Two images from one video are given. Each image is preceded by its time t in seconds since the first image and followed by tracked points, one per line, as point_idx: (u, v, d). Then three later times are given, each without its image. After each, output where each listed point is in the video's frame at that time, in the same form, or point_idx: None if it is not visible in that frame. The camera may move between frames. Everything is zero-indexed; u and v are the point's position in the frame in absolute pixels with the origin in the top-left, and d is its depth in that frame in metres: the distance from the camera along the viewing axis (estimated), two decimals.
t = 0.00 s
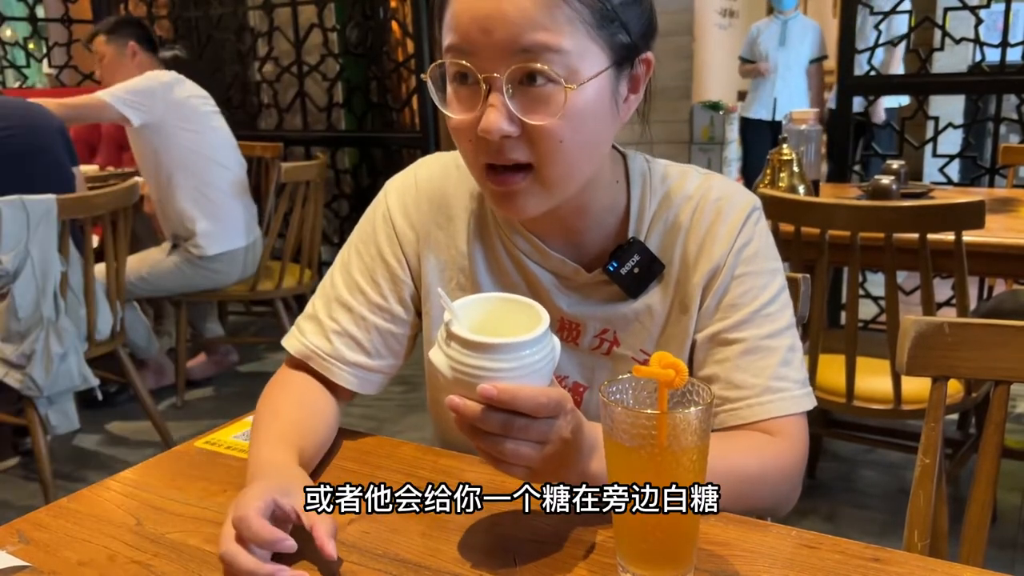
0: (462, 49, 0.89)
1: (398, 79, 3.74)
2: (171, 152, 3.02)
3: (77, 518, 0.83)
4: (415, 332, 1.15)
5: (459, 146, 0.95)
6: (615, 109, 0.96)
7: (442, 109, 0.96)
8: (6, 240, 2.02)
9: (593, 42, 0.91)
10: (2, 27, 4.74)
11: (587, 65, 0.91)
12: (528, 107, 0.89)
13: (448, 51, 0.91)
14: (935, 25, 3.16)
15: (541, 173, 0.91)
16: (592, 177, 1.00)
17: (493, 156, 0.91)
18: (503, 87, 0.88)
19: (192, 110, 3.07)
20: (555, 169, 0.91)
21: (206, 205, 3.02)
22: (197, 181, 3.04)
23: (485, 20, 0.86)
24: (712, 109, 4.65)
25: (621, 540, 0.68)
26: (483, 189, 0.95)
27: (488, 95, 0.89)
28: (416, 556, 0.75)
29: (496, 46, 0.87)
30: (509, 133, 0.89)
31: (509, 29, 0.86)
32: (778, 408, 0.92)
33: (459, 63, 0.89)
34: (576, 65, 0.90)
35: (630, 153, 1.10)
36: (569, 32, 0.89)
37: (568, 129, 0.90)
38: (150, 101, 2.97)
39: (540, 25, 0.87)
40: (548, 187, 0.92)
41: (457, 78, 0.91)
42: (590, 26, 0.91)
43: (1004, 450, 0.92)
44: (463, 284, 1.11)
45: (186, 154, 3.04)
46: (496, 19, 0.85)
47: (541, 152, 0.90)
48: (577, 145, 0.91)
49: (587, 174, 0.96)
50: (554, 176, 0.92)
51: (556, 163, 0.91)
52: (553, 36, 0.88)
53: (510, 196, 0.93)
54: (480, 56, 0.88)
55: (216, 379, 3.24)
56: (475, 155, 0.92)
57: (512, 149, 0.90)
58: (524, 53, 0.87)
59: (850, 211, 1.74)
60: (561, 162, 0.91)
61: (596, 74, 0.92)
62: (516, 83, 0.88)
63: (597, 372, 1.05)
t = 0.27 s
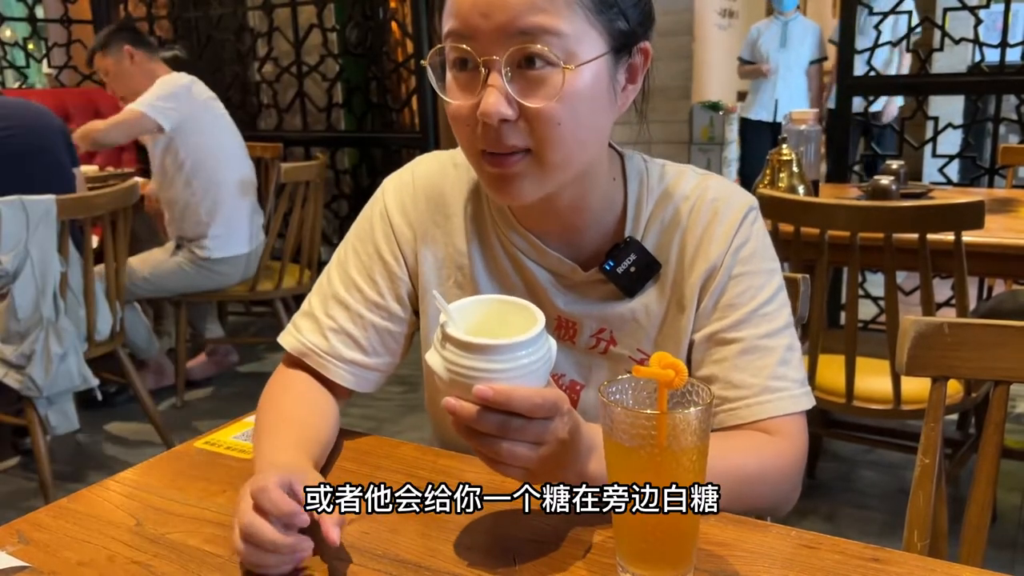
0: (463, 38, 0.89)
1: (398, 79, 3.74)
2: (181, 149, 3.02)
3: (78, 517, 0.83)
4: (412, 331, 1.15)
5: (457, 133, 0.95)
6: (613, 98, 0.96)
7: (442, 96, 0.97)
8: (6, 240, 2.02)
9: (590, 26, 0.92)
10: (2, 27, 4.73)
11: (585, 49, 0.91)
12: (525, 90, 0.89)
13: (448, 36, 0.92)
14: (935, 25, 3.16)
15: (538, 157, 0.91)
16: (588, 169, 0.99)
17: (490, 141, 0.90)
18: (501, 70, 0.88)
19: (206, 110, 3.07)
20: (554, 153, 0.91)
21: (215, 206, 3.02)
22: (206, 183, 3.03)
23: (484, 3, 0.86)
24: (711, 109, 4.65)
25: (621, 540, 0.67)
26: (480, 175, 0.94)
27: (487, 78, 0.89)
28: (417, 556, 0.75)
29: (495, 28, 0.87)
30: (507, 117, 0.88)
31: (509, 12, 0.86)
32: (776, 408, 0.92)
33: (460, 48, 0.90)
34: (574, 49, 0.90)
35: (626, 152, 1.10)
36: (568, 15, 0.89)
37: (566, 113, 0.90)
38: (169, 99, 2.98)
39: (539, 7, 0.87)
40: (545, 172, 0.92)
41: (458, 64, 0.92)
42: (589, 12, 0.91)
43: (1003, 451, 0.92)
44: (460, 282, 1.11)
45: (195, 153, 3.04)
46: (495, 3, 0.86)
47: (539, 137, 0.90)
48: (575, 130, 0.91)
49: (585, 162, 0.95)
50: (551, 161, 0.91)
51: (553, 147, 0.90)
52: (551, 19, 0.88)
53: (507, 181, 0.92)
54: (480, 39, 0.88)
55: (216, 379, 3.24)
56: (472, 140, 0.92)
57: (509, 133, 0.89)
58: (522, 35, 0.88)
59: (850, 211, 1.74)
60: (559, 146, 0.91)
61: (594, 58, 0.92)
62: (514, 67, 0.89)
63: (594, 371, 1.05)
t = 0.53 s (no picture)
0: (463, 35, 0.89)
1: (398, 79, 3.74)
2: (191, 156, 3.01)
3: (78, 517, 0.83)
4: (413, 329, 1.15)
5: (457, 130, 0.95)
6: (612, 97, 0.96)
7: (442, 92, 0.97)
8: (6, 240, 2.02)
9: (590, 25, 0.92)
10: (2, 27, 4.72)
11: (583, 47, 0.91)
12: (524, 87, 0.89)
13: (448, 33, 0.92)
14: (935, 25, 3.16)
15: (537, 154, 0.91)
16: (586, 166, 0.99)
17: (489, 138, 0.90)
18: (500, 68, 0.88)
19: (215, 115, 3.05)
20: (552, 149, 0.90)
21: (219, 207, 3.01)
22: (209, 183, 3.02)
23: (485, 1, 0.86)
24: (712, 109, 4.65)
25: (621, 540, 0.67)
26: (479, 173, 0.94)
27: (486, 75, 0.89)
28: (417, 556, 0.74)
29: (495, 26, 0.87)
30: (506, 113, 0.88)
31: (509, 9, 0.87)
32: (776, 407, 0.92)
33: (459, 45, 0.90)
34: (573, 46, 0.90)
35: (626, 152, 1.10)
36: (568, 13, 0.90)
37: (563, 110, 0.90)
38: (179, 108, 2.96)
39: (539, 5, 0.88)
40: (544, 169, 0.92)
41: (457, 61, 0.92)
42: (589, 11, 0.92)
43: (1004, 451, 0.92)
44: (461, 280, 1.11)
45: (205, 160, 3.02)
46: None
47: (537, 133, 0.90)
48: (573, 127, 0.91)
49: (583, 160, 0.95)
50: (549, 158, 0.91)
51: (551, 143, 0.90)
52: (551, 17, 0.88)
53: (505, 178, 0.92)
54: (480, 37, 0.88)
55: (216, 379, 3.24)
56: (472, 137, 0.92)
57: (508, 130, 0.89)
58: (521, 32, 0.88)
59: (850, 211, 1.74)
60: (557, 142, 0.90)
61: (592, 56, 0.92)
62: (513, 64, 0.89)
63: (594, 369, 1.05)
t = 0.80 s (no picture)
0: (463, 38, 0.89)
1: (398, 79, 3.74)
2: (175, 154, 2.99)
3: (78, 517, 0.83)
4: (415, 328, 1.15)
5: (460, 128, 0.94)
6: (614, 96, 0.96)
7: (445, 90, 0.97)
8: (6, 240, 2.02)
9: (594, 23, 0.92)
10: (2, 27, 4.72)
11: (587, 45, 0.91)
12: (528, 85, 0.89)
13: (452, 31, 0.91)
14: (935, 25, 3.16)
15: (541, 152, 0.91)
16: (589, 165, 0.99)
17: (492, 135, 0.90)
18: (504, 65, 0.88)
19: (200, 111, 3.00)
20: (557, 147, 0.91)
21: (218, 209, 3.00)
22: (207, 185, 3.01)
23: None
24: (712, 109, 4.65)
25: (621, 540, 0.67)
26: (483, 170, 0.94)
27: (491, 72, 0.89)
28: (416, 556, 0.74)
29: (499, 24, 0.87)
30: (510, 111, 0.88)
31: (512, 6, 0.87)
32: (776, 406, 0.92)
33: (463, 42, 0.90)
34: (577, 45, 0.90)
35: (628, 152, 1.10)
36: (571, 12, 0.90)
37: (568, 108, 0.90)
38: (159, 107, 2.94)
39: (543, 4, 0.88)
40: (548, 167, 0.92)
41: (461, 59, 0.91)
42: (592, 9, 0.92)
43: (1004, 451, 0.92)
44: (463, 278, 1.11)
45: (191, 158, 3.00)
46: None
47: (542, 131, 0.90)
48: (578, 125, 0.91)
49: (587, 158, 0.95)
50: (554, 156, 0.91)
51: (556, 141, 0.90)
52: (556, 15, 0.89)
53: (509, 176, 0.92)
54: (483, 34, 0.88)
55: (216, 378, 3.24)
56: (476, 135, 0.92)
57: (512, 127, 0.89)
58: (526, 30, 0.88)
59: (850, 211, 1.74)
60: (562, 140, 0.90)
61: (596, 54, 0.92)
62: (517, 62, 0.89)
63: (594, 368, 1.05)
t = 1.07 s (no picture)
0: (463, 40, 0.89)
1: (398, 80, 3.74)
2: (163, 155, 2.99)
3: (78, 518, 0.83)
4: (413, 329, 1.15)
5: (459, 129, 0.95)
6: (613, 98, 0.96)
7: (443, 91, 0.97)
8: (5, 241, 2.02)
9: (592, 26, 0.92)
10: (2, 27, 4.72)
11: (586, 48, 0.91)
12: (527, 88, 0.89)
13: (451, 34, 0.91)
14: (935, 25, 3.15)
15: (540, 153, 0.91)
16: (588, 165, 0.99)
17: (491, 136, 0.90)
18: (503, 67, 0.88)
19: (191, 112, 3.01)
20: (556, 149, 0.91)
21: (213, 207, 3.00)
22: (201, 184, 3.01)
23: (489, 5, 0.86)
24: (711, 109, 4.65)
25: (621, 540, 0.67)
26: (481, 171, 0.94)
27: (489, 75, 0.89)
28: (416, 557, 0.74)
29: (499, 27, 0.87)
30: (509, 114, 0.88)
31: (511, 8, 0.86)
32: (775, 406, 0.92)
33: (462, 45, 0.90)
34: (576, 48, 0.90)
35: (626, 152, 1.10)
36: (570, 16, 0.89)
37: (567, 110, 0.90)
38: (145, 108, 2.94)
39: (543, 7, 0.87)
40: (547, 168, 0.92)
41: (460, 61, 0.91)
42: (591, 13, 0.92)
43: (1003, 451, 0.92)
44: (462, 279, 1.11)
45: (179, 158, 3.00)
46: None
47: (540, 132, 0.90)
48: (576, 127, 0.91)
49: (585, 159, 0.95)
50: (553, 157, 0.91)
51: (554, 143, 0.90)
52: (554, 19, 0.88)
53: (507, 177, 0.92)
54: (482, 37, 0.88)
55: (216, 379, 3.24)
56: (474, 137, 0.92)
57: (510, 129, 0.89)
58: (525, 33, 0.88)
59: (851, 211, 1.73)
60: (560, 142, 0.90)
61: (595, 57, 0.92)
62: (516, 64, 0.89)
63: (593, 368, 1.05)
